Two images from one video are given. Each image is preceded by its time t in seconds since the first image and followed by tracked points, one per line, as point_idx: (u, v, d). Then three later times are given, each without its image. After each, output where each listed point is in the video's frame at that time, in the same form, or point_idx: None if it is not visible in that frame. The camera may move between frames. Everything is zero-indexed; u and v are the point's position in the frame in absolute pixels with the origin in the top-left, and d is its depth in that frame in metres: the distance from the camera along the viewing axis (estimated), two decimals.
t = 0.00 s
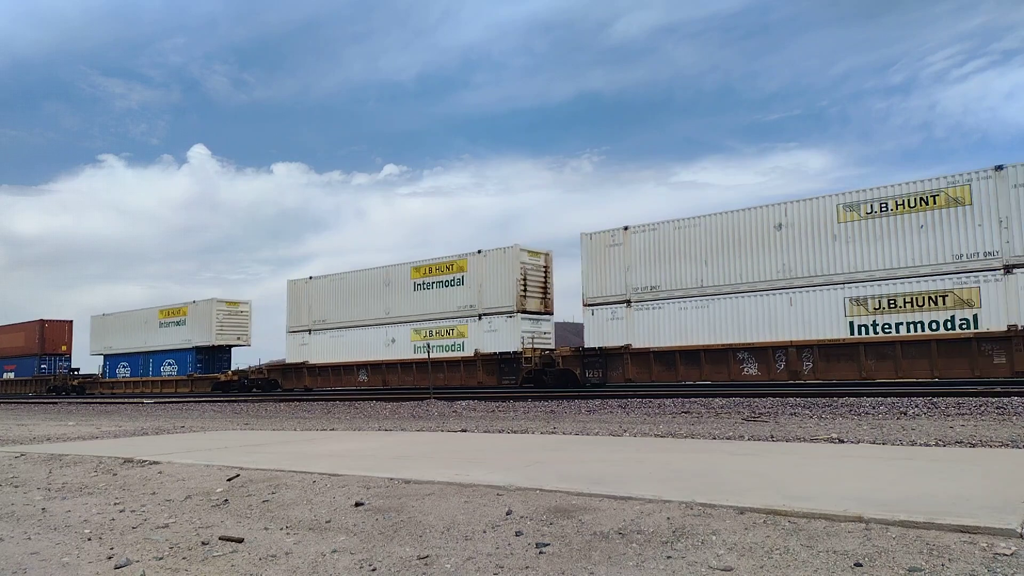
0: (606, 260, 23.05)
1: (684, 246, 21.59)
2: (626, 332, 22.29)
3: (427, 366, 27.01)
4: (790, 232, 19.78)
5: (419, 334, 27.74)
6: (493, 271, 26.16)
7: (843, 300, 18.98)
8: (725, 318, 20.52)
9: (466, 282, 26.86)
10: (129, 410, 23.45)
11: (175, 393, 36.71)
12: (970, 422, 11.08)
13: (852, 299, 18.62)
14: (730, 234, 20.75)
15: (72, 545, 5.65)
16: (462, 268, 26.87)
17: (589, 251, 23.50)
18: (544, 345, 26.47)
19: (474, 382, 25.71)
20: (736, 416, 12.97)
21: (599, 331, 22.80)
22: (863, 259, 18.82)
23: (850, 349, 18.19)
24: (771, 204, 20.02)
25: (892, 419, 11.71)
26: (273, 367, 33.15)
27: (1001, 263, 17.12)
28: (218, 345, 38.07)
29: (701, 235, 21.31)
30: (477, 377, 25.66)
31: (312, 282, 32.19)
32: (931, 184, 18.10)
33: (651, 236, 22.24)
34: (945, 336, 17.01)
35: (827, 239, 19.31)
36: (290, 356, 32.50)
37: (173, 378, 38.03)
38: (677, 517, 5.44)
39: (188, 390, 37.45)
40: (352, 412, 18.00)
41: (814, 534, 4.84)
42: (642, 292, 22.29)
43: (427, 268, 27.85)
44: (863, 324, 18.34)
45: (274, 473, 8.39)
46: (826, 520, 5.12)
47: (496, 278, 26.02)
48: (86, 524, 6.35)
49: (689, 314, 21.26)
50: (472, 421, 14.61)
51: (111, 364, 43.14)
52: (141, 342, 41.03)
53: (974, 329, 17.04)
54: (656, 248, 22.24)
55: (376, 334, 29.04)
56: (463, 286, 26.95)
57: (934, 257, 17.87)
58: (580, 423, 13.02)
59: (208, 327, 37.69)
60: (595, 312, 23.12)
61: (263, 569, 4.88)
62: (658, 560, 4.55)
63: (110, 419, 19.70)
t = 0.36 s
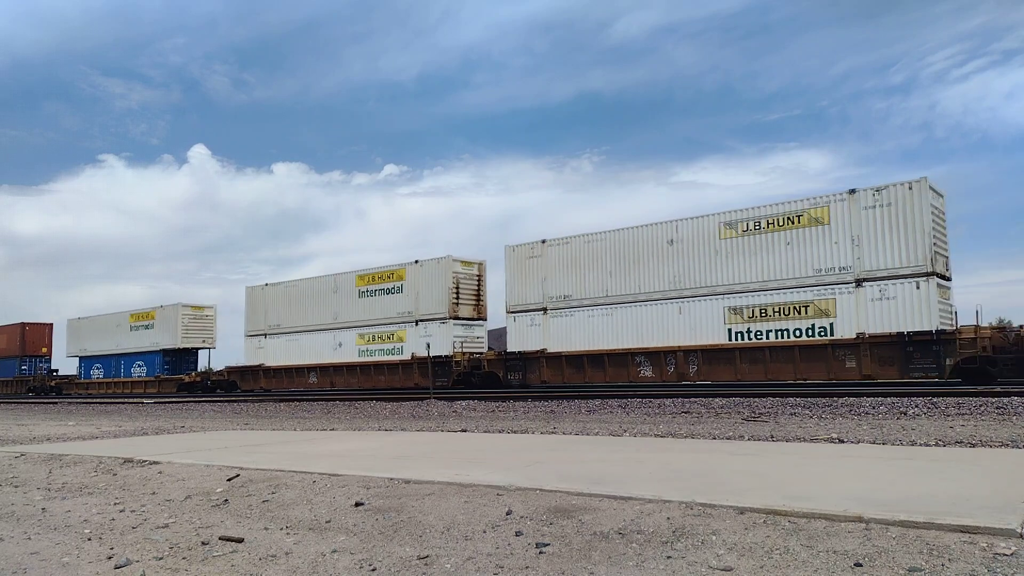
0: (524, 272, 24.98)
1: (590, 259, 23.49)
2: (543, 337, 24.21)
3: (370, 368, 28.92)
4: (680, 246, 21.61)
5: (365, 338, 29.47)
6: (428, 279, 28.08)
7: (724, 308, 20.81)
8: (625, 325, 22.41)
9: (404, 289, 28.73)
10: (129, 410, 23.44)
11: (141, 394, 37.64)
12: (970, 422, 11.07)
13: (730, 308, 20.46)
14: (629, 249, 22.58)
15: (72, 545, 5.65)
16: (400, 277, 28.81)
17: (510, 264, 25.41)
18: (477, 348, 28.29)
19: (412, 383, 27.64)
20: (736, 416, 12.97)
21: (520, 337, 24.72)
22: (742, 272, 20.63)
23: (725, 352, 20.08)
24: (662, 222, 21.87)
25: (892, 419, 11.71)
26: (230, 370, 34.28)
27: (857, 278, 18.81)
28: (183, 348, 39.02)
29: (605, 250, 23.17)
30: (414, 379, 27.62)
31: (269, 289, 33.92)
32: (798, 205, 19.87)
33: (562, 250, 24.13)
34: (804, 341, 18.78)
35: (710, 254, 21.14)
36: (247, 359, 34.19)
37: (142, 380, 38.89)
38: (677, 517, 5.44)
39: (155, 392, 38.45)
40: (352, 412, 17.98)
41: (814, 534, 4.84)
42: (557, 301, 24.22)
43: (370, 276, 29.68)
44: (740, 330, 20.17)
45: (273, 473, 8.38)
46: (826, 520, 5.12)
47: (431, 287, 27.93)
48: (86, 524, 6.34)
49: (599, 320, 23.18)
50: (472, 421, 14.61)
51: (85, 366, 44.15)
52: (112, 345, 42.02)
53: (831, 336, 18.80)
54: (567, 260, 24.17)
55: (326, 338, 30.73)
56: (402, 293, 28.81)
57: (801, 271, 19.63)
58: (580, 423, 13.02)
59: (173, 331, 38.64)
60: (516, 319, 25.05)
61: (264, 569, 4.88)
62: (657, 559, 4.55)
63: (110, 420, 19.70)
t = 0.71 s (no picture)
0: (453, 282, 26.91)
1: (510, 270, 25.42)
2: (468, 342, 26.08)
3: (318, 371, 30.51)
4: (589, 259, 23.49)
5: (315, 341, 31.14)
6: (370, 287, 29.92)
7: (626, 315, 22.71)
8: (540, 332, 24.33)
9: (350, 296, 30.59)
10: (129, 410, 23.43)
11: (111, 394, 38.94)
12: (970, 422, 11.08)
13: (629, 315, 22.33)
14: (543, 261, 24.49)
15: (72, 545, 5.65)
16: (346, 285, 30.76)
17: (442, 274, 27.28)
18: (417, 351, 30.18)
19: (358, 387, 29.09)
20: (736, 416, 12.99)
21: (450, 341, 26.55)
22: (640, 283, 22.50)
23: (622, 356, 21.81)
24: (571, 237, 23.79)
25: (892, 419, 11.72)
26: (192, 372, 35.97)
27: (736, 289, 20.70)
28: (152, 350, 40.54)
29: (523, 261, 25.09)
30: (357, 381, 29.09)
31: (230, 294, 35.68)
32: (687, 222, 21.75)
33: (485, 261, 26.06)
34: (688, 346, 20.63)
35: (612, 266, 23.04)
36: (210, 361, 36.08)
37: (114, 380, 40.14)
38: (677, 517, 5.44)
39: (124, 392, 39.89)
40: (352, 412, 17.99)
41: (815, 534, 4.84)
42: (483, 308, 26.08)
43: (321, 284, 31.53)
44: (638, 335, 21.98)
45: (273, 473, 8.39)
46: (826, 520, 5.12)
47: (373, 294, 29.81)
48: (86, 523, 6.35)
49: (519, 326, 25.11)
50: (472, 421, 14.63)
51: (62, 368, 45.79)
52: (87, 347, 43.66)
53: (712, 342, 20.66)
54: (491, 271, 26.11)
55: (281, 341, 32.39)
56: (348, 300, 30.65)
57: (689, 282, 21.51)
58: (580, 423, 13.04)
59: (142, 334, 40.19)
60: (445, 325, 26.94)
61: (263, 569, 4.88)
62: (657, 559, 4.55)
63: (110, 420, 19.69)
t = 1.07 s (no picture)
0: (391, 290, 29.14)
1: (440, 279, 27.58)
2: (404, 345, 28.30)
3: (271, 371, 32.46)
4: (505, 269, 25.62)
5: (269, 345, 33.17)
6: (318, 294, 31.87)
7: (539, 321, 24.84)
8: (465, 336, 26.42)
9: (300, 302, 32.55)
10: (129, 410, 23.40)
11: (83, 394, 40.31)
12: (970, 422, 11.07)
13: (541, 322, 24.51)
14: (468, 271, 26.65)
15: (72, 545, 5.65)
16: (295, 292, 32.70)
17: (382, 283, 29.46)
18: (364, 354, 32.01)
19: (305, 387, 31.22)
20: (736, 416, 12.96)
21: (389, 344, 28.71)
22: (550, 292, 24.68)
23: (535, 360, 23.93)
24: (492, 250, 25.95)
25: (892, 419, 11.71)
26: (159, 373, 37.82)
27: (631, 298, 22.89)
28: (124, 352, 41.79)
29: (452, 271, 27.25)
30: (306, 381, 31.21)
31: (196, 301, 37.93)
32: (590, 238, 23.94)
33: (420, 271, 28.26)
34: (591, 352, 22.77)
35: (525, 277, 25.21)
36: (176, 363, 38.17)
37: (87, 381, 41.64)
38: (677, 517, 5.44)
39: (96, 392, 41.22)
40: (352, 412, 17.96)
41: (814, 534, 4.84)
42: (418, 314, 28.20)
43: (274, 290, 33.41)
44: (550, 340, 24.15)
45: (273, 473, 8.38)
46: (826, 520, 5.12)
47: (321, 301, 31.78)
48: (86, 524, 6.34)
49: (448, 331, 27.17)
50: (472, 421, 14.61)
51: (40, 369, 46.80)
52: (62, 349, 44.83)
53: (611, 346, 22.78)
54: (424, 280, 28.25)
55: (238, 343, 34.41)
56: (298, 306, 32.64)
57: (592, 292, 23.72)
58: (580, 423, 13.02)
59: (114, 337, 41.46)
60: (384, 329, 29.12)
61: (263, 569, 4.87)
62: (657, 559, 4.55)
63: (110, 419, 19.66)
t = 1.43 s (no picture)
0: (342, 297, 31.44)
1: (384, 287, 29.86)
2: (352, 349, 30.51)
3: (231, 374, 34.45)
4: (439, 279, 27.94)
5: (229, 348, 35.17)
6: (274, 300, 33.89)
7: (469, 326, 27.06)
8: (404, 341, 28.67)
9: (258, 308, 34.53)
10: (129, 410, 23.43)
11: (58, 394, 41.12)
12: (970, 422, 11.09)
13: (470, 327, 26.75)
14: (408, 280, 28.93)
15: (72, 545, 5.65)
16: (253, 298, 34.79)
17: (335, 291, 31.77)
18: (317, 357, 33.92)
19: (262, 389, 33.29)
20: (736, 416, 12.98)
21: (337, 349, 30.90)
22: (478, 300, 27.01)
23: (463, 362, 26.25)
24: (428, 261, 28.26)
25: (892, 419, 11.73)
26: (128, 374, 39.52)
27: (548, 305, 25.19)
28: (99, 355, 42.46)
29: (394, 280, 29.54)
30: (262, 382, 33.27)
31: (164, 305, 39.79)
32: (513, 250, 26.18)
33: (368, 280, 30.57)
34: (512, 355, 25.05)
35: (456, 286, 27.53)
36: (145, 365, 40.14)
37: (63, 382, 42.35)
38: (678, 517, 5.44)
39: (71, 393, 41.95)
40: (352, 412, 18.00)
41: (814, 534, 4.84)
42: (363, 319, 30.60)
43: (234, 296, 35.45)
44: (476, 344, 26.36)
45: (273, 473, 8.39)
46: (826, 520, 5.12)
47: (276, 306, 33.79)
48: (86, 524, 6.35)
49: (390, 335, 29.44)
50: (472, 421, 14.64)
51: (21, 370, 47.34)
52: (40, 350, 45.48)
53: (528, 349, 25.08)
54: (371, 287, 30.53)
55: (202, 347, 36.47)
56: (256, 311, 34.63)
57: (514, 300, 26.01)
58: (580, 423, 13.05)
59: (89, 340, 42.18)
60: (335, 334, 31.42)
61: (263, 569, 4.88)
62: (657, 559, 4.55)
63: (110, 420, 19.68)
